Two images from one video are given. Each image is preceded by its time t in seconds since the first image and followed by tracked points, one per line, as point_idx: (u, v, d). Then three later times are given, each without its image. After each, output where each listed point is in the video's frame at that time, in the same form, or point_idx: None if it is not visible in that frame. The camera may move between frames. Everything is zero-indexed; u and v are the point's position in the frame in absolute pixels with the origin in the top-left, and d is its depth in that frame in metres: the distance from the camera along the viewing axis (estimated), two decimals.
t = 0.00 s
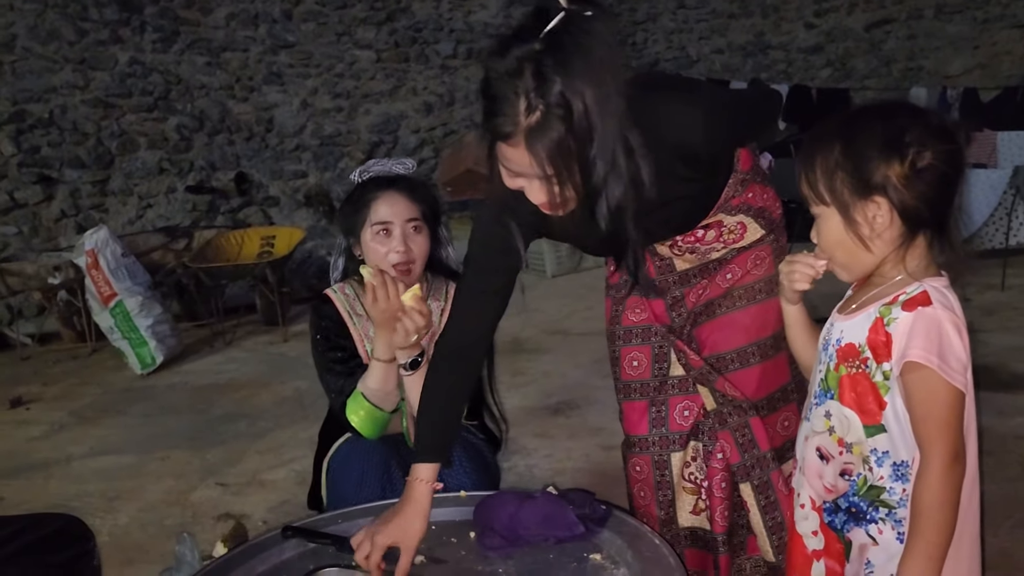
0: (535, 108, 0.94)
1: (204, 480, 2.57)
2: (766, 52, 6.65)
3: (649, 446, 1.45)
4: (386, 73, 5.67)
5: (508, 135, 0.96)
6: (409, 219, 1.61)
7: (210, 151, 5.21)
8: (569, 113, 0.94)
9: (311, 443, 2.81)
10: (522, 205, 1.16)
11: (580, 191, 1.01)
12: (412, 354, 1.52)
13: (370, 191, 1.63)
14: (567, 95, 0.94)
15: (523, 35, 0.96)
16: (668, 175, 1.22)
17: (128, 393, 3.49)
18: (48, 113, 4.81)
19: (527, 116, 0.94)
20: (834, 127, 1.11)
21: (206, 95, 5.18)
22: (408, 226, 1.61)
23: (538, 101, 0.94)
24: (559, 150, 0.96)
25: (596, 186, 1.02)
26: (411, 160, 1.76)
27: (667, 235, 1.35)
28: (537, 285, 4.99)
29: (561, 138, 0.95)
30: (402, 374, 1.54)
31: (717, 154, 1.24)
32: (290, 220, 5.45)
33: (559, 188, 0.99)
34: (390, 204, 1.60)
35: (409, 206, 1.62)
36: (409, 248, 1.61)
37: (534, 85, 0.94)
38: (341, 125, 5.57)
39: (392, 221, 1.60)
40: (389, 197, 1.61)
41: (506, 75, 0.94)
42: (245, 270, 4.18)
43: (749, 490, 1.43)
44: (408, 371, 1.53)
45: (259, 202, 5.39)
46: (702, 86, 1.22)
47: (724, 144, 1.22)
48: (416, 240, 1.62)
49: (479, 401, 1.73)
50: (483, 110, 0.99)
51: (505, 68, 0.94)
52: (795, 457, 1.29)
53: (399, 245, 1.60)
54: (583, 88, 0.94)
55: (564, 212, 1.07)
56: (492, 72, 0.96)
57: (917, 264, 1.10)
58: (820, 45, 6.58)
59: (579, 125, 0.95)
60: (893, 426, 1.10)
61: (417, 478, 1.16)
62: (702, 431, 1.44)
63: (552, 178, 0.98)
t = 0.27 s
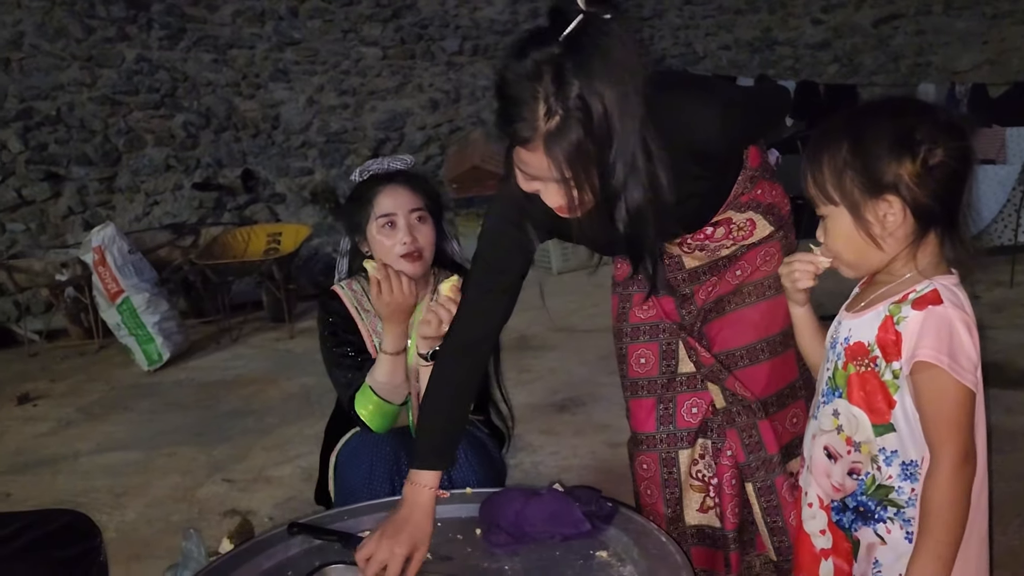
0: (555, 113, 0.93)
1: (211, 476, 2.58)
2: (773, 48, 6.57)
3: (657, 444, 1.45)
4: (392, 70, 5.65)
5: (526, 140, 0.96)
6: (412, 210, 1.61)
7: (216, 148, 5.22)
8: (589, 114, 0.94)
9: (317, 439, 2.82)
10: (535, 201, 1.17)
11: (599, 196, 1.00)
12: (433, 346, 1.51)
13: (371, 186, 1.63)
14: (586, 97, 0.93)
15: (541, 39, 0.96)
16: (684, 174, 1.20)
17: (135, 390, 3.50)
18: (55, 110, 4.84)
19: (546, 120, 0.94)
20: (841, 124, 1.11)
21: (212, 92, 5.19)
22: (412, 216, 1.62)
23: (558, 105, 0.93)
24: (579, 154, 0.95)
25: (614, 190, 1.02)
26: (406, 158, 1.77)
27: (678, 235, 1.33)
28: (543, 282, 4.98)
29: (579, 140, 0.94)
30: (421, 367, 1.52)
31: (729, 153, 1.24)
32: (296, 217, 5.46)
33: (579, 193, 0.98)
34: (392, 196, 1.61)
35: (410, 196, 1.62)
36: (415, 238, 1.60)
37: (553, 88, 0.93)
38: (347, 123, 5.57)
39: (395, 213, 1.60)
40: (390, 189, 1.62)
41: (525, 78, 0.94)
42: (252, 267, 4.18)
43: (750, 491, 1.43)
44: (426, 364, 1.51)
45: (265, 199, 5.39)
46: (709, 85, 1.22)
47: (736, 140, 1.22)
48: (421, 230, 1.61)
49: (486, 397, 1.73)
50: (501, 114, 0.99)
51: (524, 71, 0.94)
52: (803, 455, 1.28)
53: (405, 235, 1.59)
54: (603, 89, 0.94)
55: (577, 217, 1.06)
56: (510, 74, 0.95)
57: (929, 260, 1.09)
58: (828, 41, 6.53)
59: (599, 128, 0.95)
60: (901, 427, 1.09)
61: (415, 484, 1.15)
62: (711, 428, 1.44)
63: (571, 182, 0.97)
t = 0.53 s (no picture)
0: (576, 115, 0.93)
1: (222, 473, 2.59)
2: (783, 45, 6.56)
3: (667, 441, 1.45)
4: (401, 68, 5.66)
5: (547, 142, 0.96)
6: (442, 194, 1.66)
7: (226, 146, 5.24)
8: (612, 115, 0.94)
9: (327, 436, 2.83)
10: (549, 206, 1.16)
11: (619, 198, 1.01)
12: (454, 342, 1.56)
13: (402, 171, 1.69)
14: (609, 101, 0.93)
15: (561, 40, 0.96)
16: (700, 172, 1.21)
17: (146, 386, 3.52)
18: (66, 109, 4.87)
19: (568, 122, 0.94)
20: (857, 120, 1.10)
21: (222, 91, 5.21)
22: (440, 202, 1.66)
23: (580, 107, 0.93)
24: (601, 156, 0.95)
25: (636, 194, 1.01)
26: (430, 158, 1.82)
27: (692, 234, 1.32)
28: (553, 280, 4.98)
29: (598, 142, 0.94)
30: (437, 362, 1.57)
31: (743, 152, 1.24)
32: (306, 215, 5.47)
33: (598, 193, 0.98)
34: (426, 179, 1.67)
35: (441, 183, 1.68)
36: (444, 220, 1.64)
37: (576, 91, 0.93)
38: (356, 120, 5.57)
39: (426, 194, 1.65)
40: (424, 175, 1.68)
41: (546, 79, 0.94)
42: (262, 265, 4.20)
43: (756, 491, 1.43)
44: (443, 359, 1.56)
45: (274, 197, 5.41)
46: (721, 81, 1.22)
47: (751, 134, 1.23)
48: (450, 214, 1.65)
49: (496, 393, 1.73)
50: (521, 116, 0.99)
51: (546, 72, 0.93)
52: (816, 457, 1.28)
53: (434, 215, 1.63)
54: (628, 89, 0.93)
55: (595, 217, 1.07)
56: (531, 76, 0.95)
57: (943, 258, 1.09)
58: (838, 38, 6.51)
59: (622, 129, 0.95)
60: (918, 427, 1.09)
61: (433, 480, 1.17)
62: (722, 425, 1.44)
63: (593, 184, 0.98)
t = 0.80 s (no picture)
0: (596, 114, 0.93)
1: (235, 470, 2.60)
2: (796, 41, 6.51)
3: (681, 440, 1.44)
4: (412, 66, 5.66)
5: (565, 141, 0.96)
6: (446, 185, 1.66)
7: (239, 145, 5.26)
8: (634, 115, 0.93)
9: (341, 434, 2.83)
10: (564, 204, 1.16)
11: (637, 198, 1.00)
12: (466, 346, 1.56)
13: (415, 171, 1.70)
14: (631, 101, 0.93)
15: (584, 38, 0.95)
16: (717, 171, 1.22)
17: (160, 384, 3.54)
18: (81, 109, 4.90)
19: (587, 121, 0.94)
20: (883, 110, 1.09)
21: (235, 90, 5.23)
22: (446, 194, 1.65)
23: (600, 105, 0.93)
24: (620, 156, 0.95)
25: (656, 196, 1.01)
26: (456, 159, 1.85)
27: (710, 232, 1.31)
28: (565, 278, 4.97)
29: (617, 142, 0.94)
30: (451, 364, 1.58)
31: (758, 151, 1.25)
32: (318, 213, 5.49)
33: (616, 191, 0.98)
34: (431, 175, 1.67)
35: (447, 175, 1.68)
36: (448, 211, 1.63)
37: (597, 90, 0.92)
38: (368, 119, 5.58)
39: (430, 188, 1.65)
40: (431, 171, 1.69)
41: (567, 77, 0.93)
42: (275, 263, 4.21)
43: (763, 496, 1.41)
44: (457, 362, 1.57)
45: (287, 196, 5.43)
46: (738, 78, 1.22)
47: (766, 131, 1.23)
48: (454, 205, 1.64)
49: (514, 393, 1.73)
50: (541, 112, 0.98)
51: (568, 70, 0.93)
52: (839, 460, 1.27)
53: (439, 207, 1.62)
54: (650, 91, 0.93)
55: (610, 215, 1.06)
56: (553, 73, 0.95)
57: (962, 254, 1.08)
58: (852, 34, 6.47)
59: (643, 131, 0.94)
60: (946, 427, 1.08)
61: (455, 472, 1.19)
62: (736, 424, 1.43)
63: (609, 182, 0.97)
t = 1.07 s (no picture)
0: (612, 112, 0.93)
1: (253, 467, 2.62)
2: (813, 37, 6.46)
3: (697, 439, 1.44)
4: (428, 65, 5.67)
5: (582, 139, 0.95)
6: (468, 180, 1.66)
7: (256, 144, 5.29)
8: (651, 114, 0.94)
9: (357, 431, 2.85)
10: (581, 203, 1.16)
11: (654, 195, 1.01)
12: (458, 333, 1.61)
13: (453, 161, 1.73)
14: (646, 99, 0.93)
15: (599, 37, 0.95)
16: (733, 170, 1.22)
17: (178, 381, 3.57)
18: (100, 108, 4.94)
19: (603, 119, 0.94)
20: (908, 105, 1.13)
21: (252, 89, 5.26)
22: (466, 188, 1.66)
23: (615, 103, 0.93)
24: (636, 154, 0.95)
25: (673, 193, 1.02)
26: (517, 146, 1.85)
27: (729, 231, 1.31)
28: (580, 275, 4.97)
29: (633, 140, 0.94)
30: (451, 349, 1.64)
31: (773, 148, 1.24)
32: (334, 211, 5.52)
33: (632, 188, 0.99)
34: (461, 166, 1.69)
35: (475, 168, 1.67)
36: (460, 206, 1.63)
37: (613, 88, 0.92)
38: (383, 117, 5.59)
39: (453, 180, 1.67)
40: (463, 163, 1.70)
41: (582, 75, 0.93)
42: (292, 261, 4.23)
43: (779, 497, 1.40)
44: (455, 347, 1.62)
45: (303, 194, 5.45)
46: (756, 74, 1.22)
47: (783, 129, 1.23)
48: (468, 201, 1.64)
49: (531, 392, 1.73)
50: (556, 110, 0.98)
51: (583, 69, 0.93)
52: (862, 463, 1.27)
53: (452, 201, 1.64)
54: (667, 87, 0.93)
55: (624, 213, 1.06)
56: (569, 72, 0.94)
57: (988, 251, 1.12)
58: (870, 30, 6.42)
59: (660, 128, 0.95)
60: (977, 427, 1.10)
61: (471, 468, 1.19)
62: (753, 423, 1.42)
63: (625, 180, 0.98)
